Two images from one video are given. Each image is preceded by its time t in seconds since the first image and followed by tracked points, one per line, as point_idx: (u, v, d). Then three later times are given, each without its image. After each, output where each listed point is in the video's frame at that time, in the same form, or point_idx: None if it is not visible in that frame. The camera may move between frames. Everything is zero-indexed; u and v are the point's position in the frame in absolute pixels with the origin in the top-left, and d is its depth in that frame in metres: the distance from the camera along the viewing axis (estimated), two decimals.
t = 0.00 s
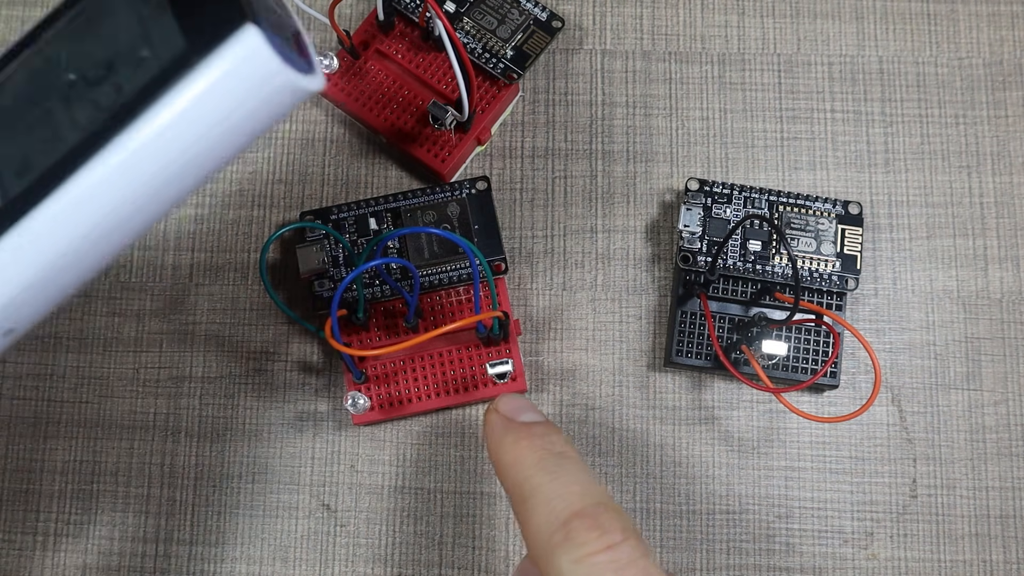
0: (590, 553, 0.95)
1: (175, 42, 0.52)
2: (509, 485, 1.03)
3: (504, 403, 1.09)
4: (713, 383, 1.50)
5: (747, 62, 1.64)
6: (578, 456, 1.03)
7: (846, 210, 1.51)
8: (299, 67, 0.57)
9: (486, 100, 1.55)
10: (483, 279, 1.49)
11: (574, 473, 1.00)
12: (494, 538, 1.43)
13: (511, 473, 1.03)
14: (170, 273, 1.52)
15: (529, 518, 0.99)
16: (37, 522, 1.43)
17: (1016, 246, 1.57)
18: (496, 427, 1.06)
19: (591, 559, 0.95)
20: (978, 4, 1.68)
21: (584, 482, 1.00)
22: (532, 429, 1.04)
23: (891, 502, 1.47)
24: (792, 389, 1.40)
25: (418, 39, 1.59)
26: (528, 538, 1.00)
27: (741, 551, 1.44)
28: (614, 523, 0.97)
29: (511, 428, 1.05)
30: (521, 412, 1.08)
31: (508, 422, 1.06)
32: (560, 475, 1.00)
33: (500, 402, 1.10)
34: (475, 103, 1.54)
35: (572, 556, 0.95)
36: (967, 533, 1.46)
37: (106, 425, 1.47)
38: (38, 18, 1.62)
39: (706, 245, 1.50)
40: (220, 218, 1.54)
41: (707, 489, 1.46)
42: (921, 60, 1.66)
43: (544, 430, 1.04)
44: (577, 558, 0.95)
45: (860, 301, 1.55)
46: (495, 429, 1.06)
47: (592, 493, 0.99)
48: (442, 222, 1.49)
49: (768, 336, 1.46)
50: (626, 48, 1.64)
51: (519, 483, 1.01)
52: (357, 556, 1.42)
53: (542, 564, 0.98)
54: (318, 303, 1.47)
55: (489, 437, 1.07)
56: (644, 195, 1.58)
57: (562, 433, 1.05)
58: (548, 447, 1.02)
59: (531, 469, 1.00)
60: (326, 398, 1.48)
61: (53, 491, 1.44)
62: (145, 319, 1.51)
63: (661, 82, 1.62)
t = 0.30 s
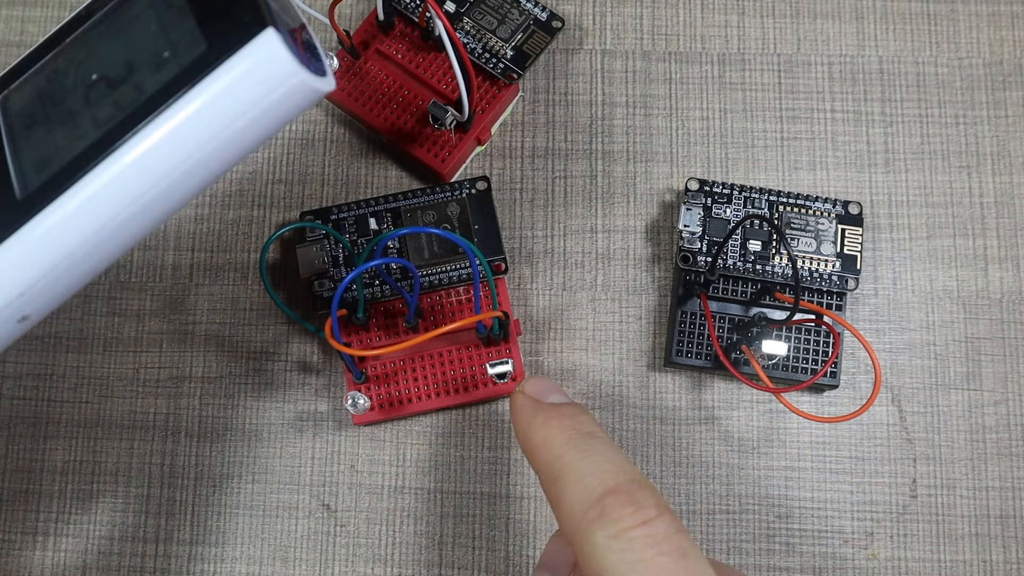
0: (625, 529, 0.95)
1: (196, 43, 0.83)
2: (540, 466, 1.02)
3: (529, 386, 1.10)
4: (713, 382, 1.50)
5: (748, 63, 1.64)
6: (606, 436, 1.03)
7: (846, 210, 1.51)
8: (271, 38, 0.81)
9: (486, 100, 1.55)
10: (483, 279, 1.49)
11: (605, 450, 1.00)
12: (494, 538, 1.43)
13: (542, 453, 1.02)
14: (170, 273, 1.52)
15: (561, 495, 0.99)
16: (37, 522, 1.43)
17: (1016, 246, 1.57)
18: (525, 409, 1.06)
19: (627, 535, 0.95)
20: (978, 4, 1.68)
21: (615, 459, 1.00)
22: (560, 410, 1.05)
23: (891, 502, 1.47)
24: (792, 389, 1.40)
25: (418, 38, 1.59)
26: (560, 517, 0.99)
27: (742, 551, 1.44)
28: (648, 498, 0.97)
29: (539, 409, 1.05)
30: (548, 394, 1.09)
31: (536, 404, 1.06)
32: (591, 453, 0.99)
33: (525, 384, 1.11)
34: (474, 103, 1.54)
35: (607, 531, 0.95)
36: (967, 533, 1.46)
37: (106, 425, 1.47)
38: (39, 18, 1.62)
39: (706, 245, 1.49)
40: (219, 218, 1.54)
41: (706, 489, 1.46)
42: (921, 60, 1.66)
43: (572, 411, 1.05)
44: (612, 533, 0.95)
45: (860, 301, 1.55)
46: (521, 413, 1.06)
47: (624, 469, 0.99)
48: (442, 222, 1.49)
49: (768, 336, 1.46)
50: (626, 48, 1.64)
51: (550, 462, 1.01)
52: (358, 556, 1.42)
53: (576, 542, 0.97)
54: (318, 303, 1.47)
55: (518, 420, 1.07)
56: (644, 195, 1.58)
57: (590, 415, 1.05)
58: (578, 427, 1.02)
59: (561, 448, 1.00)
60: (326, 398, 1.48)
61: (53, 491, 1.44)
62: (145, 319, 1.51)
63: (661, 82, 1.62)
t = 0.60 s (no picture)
0: (617, 523, 0.94)
1: (199, 40, 0.84)
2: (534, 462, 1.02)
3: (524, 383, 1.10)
4: (713, 382, 1.50)
5: (748, 63, 1.64)
6: (600, 432, 1.03)
7: (846, 210, 1.51)
8: (274, 35, 0.81)
9: (486, 100, 1.55)
10: (483, 279, 1.49)
11: (598, 446, 1.00)
12: (494, 538, 1.43)
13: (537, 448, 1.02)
14: (170, 273, 1.52)
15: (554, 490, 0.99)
16: (37, 522, 1.43)
17: (1016, 246, 1.57)
18: (520, 406, 1.06)
19: (618, 529, 0.94)
20: (978, 4, 1.68)
21: (607, 455, 1.00)
22: (554, 407, 1.05)
23: (891, 502, 1.47)
24: (792, 389, 1.40)
25: (418, 38, 1.59)
26: (553, 513, 0.99)
27: (742, 551, 1.44)
28: (640, 493, 0.96)
29: (533, 405, 1.05)
30: (542, 392, 1.09)
31: (530, 401, 1.06)
32: (583, 448, 0.99)
33: (519, 382, 1.12)
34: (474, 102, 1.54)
35: (599, 526, 0.94)
36: (967, 533, 1.46)
37: (106, 425, 1.47)
38: (39, 18, 1.62)
39: (706, 245, 1.50)
40: (219, 218, 1.54)
41: (706, 489, 1.46)
42: (921, 60, 1.66)
43: (565, 408, 1.05)
44: (604, 528, 0.94)
45: (860, 301, 1.55)
46: (516, 409, 1.06)
47: (617, 464, 0.99)
48: (442, 222, 1.49)
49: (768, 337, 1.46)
50: (626, 48, 1.64)
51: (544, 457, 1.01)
52: (358, 556, 1.42)
53: (568, 537, 0.97)
54: (318, 303, 1.47)
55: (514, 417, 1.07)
56: (644, 195, 1.58)
57: (585, 412, 1.06)
58: (571, 423, 1.02)
59: (554, 443, 1.00)
60: (326, 398, 1.48)
61: (53, 491, 1.44)
62: (145, 319, 1.51)
63: (661, 82, 1.62)
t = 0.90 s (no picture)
0: (614, 520, 0.94)
1: (201, 39, 0.84)
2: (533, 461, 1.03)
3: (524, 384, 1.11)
4: (713, 382, 1.50)
5: (748, 63, 1.64)
6: (599, 432, 1.03)
7: (846, 211, 1.51)
8: (276, 34, 0.81)
9: (486, 100, 1.55)
10: (483, 279, 1.49)
11: (596, 445, 1.01)
12: (494, 538, 1.43)
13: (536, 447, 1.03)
14: (170, 273, 1.52)
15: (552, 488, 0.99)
16: (37, 522, 1.43)
17: (1016, 246, 1.57)
18: (519, 406, 1.08)
19: (615, 526, 0.94)
20: (978, 4, 1.68)
21: (605, 453, 1.00)
22: (553, 406, 1.06)
23: (891, 502, 1.47)
24: (792, 389, 1.40)
25: (418, 38, 1.59)
26: (551, 511, 0.99)
27: (742, 551, 1.44)
28: (637, 490, 0.96)
29: (532, 405, 1.06)
30: (542, 392, 1.10)
31: (530, 401, 1.07)
32: (581, 447, 1.00)
33: (519, 383, 1.13)
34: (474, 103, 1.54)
35: (596, 522, 0.94)
36: (967, 533, 1.46)
37: (106, 425, 1.47)
38: (39, 18, 1.62)
39: (706, 245, 1.50)
40: (219, 219, 1.54)
41: (706, 489, 1.46)
42: (921, 60, 1.66)
43: (564, 408, 1.06)
44: (601, 524, 0.94)
45: (860, 301, 1.55)
46: (516, 410, 1.07)
47: (614, 462, 0.99)
48: (442, 222, 1.49)
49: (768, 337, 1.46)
50: (626, 48, 1.64)
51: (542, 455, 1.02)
52: (358, 556, 1.43)
53: (565, 535, 0.97)
54: (318, 303, 1.47)
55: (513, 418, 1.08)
56: (644, 195, 1.58)
57: (584, 413, 1.06)
58: (570, 423, 1.03)
59: (552, 441, 1.01)
60: (326, 398, 1.48)
61: (53, 491, 1.44)
62: (145, 319, 1.51)
63: (661, 82, 1.62)
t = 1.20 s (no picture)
0: (607, 527, 0.94)
1: (202, 39, 0.84)
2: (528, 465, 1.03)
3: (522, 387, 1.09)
4: (713, 382, 1.50)
5: (748, 63, 1.64)
6: (595, 435, 1.03)
7: (846, 211, 1.51)
8: (277, 34, 0.81)
9: (486, 100, 1.55)
10: (483, 279, 1.49)
11: (591, 449, 1.00)
12: (494, 538, 1.43)
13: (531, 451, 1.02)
14: (170, 273, 1.52)
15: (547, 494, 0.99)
16: (37, 522, 1.43)
17: (1016, 246, 1.57)
18: (515, 408, 1.06)
19: (609, 533, 0.94)
20: (978, 4, 1.68)
21: (601, 458, 1.00)
22: (550, 410, 1.05)
23: (890, 502, 1.47)
24: (792, 389, 1.40)
25: (418, 38, 1.59)
26: (545, 516, 0.99)
27: (742, 551, 1.44)
28: (631, 496, 0.96)
29: (529, 408, 1.05)
30: (539, 394, 1.09)
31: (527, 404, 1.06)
32: (577, 451, 0.99)
33: (517, 384, 1.11)
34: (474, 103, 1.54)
35: (590, 529, 0.94)
36: (967, 533, 1.46)
37: (106, 425, 1.47)
38: (39, 18, 1.62)
39: (706, 245, 1.50)
40: (219, 218, 1.54)
41: (706, 489, 1.46)
42: (921, 60, 1.66)
43: (561, 411, 1.05)
44: (595, 531, 0.94)
45: (860, 301, 1.55)
46: (512, 412, 1.06)
47: (610, 468, 0.99)
48: (442, 222, 1.49)
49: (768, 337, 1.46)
50: (626, 48, 1.64)
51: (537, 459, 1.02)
52: (358, 556, 1.42)
53: (559, 541, 0.97)
54: (318, 303, 1.47)
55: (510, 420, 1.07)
56: (644, 195, 1.58)
57: (580, 415, 1.06)
58: (566, 427, 1.02)
59: (548, 447, 1.00)
60: (326, 398, 1.48)
61: (53, 491, 1.44)
62: (145, 319, 1.51)
63: (661, 82, 1.62)
